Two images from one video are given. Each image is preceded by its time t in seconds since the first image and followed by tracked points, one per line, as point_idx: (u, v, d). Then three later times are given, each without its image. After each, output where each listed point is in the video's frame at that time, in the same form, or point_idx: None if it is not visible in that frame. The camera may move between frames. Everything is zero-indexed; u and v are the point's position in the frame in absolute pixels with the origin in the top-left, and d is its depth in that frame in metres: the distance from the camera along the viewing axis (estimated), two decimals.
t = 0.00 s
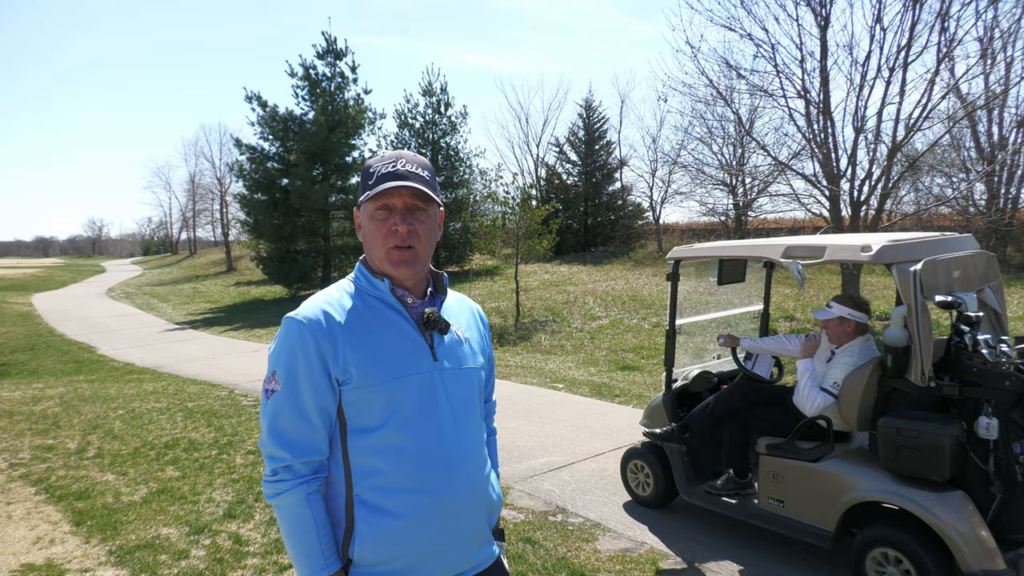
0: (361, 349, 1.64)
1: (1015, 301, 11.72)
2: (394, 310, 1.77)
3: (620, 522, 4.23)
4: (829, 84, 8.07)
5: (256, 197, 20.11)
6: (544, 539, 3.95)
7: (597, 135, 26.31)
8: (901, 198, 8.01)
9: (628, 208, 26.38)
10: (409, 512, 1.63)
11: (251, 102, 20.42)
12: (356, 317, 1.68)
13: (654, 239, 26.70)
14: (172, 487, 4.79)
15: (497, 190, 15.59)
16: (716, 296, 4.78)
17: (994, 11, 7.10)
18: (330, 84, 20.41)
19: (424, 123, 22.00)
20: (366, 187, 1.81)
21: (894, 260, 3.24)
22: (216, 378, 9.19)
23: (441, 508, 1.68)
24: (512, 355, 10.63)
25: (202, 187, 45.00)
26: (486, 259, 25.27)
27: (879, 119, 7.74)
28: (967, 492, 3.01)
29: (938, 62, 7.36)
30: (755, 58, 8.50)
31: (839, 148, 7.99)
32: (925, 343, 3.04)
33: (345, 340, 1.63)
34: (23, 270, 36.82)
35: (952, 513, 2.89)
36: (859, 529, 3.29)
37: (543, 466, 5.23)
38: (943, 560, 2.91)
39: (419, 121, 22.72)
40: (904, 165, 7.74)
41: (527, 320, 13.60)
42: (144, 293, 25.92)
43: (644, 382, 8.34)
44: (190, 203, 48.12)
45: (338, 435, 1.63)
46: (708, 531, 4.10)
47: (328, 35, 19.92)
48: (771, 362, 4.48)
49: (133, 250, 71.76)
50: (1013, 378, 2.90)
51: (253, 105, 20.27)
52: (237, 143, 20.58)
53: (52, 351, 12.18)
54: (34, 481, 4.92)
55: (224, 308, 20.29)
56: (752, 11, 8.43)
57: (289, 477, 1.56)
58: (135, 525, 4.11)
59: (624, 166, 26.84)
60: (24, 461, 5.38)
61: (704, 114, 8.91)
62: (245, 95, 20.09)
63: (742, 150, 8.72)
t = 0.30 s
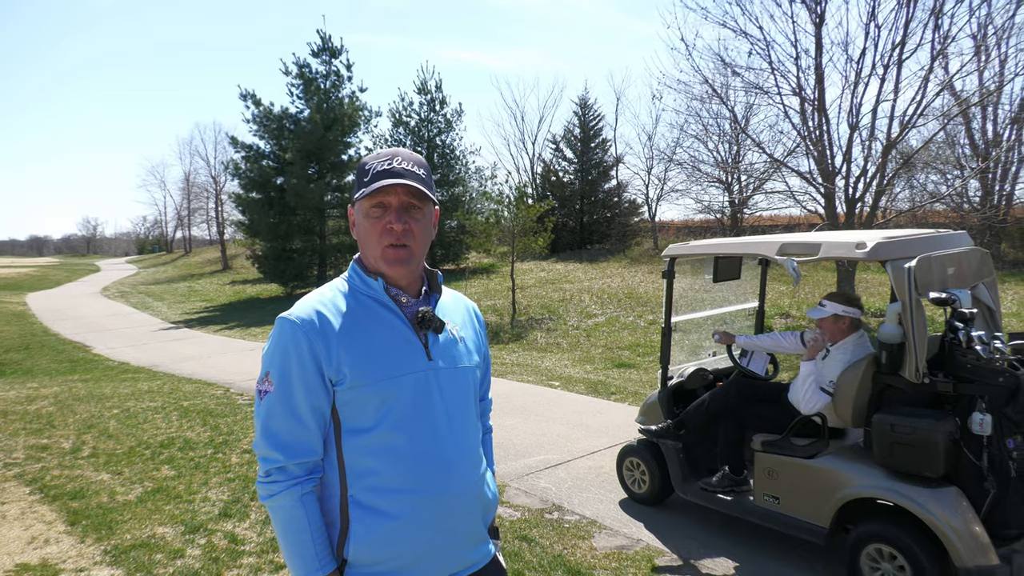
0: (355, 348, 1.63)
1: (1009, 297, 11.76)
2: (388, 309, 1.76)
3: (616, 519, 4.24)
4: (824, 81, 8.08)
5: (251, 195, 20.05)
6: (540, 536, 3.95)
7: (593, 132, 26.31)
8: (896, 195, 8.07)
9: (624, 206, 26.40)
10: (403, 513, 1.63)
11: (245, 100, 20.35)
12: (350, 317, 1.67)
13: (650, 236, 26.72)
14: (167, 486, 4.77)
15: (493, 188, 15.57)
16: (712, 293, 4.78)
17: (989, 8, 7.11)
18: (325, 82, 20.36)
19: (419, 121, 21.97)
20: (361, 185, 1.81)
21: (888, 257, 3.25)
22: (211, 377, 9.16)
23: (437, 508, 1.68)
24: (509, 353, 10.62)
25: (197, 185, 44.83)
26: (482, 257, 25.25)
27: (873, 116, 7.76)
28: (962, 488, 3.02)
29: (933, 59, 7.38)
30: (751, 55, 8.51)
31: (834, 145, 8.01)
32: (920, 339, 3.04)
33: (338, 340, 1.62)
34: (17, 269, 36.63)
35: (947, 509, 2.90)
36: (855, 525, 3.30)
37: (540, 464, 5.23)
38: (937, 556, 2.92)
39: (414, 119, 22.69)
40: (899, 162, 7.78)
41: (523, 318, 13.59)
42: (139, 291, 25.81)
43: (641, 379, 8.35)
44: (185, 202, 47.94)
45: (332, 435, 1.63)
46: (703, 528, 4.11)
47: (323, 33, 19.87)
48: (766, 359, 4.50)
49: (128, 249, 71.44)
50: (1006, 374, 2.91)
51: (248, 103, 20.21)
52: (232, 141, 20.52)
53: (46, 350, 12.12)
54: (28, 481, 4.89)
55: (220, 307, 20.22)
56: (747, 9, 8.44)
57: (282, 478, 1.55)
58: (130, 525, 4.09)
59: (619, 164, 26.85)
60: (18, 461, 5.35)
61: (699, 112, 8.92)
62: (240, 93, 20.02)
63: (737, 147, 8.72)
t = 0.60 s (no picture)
0: (354, 349, 1.63)
1: (1006, 296, 11.79)
2: (388, 309, 1.77)
3: (614, 518, 4.25)
4: (822, 81, 8.09)
5: (250, 194, 20.03)
6: (538, 535, 3.95)
7: (591, 131, 26.32)
8: (894, 194, 8.06)
9: (622, 205, 26.42)
10: (401, 514, 1.63)
11: (244, 99, 20.34)
12: (350, 318, 1.68)
13: (648, 235, 26.75)
14: (165, 485, 4.77)
15: (492, 187, 15.55)
16: (710, 292, 4.79)
17: (987, 8, 7.12)
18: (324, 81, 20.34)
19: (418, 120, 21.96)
20: (364, 183, 1.81)
21: (885, 256, 3.26)
22: (210, 376, 9.15)
23: (434, 507, 1.68)
24: (507, 352, 10.63)
25: (195, 184, 44.74)
26: (481, 256, 25.26)
27: (871, 116, 7.77)
28: (959, 487, 3.03)
29: (931, 58, 7.39)
30: (749, 54, 8.52)
31: (832, 144, 8.02)
32: (918, 339, 3.06)
33: (337, 341, 1.63)
34: (15, 268, 36.56)
35: (943, 508, 2.91)
36: (852, 525, 3.31)
37: (538, 463, 5.24)
38: (934, 554, 2.93)
39: (413, 118, 22.69)
40: (897, 161, 7.81)
41: (521, 317, 13.60)
42: (136, 290, 25.74)
43: (639, 378, 8.36)
44: (183, 200, 47.85)
45: (330, 435, 1.63)
46: (701, 527, 4.11)
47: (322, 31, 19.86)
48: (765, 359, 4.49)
49: (126, 248, 71.32)
50: (1003, 373, 2.90)
51: (246, 102, 20.19)
52: (230, 140, 20.50)
53: (44, 349, 12.10)
54: (26, 480, 4.89)
55: (218, 305, 20.21)
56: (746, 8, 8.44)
57: (279, 478, 1.55)
58: (129, 524, 4.09)
59: (618, 163, 26.87)
60: (16, 460, 5.34)
61: (698, 111, 8.93)
62: (238, 92, 20.01)
63: (736, 146, 8.73)
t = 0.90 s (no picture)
0: (354, 347, 1.63)
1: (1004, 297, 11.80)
2: (389, 307, 1.76)
3: (612, 516, 4.25)
4: (822, 80, 8.09)
5: (249, 191, 20.00)
6: (535, 533, 3.96)
7: (591, 130, 26.32)
8: (893, 194, 8.06)
9: (621, 204, 26.42)
10: (399, 513, 1.63)
11: (244, 96, 20.32)
12: (350, 316, 1.67)
13: (647, 235, 26.75)
14: (163, 482, 4.77)
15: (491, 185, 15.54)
16: (709, 292, 4.79)
17: (987, 8, 7.12)
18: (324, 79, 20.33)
19: (418, 118, 21.95)
20: (374, 177, 1.80)
21: (883, 256, 3.26)
22: (208, 374, 9.15)
23: (432, 507, 1.68)
24: (506, 350, 10.63)
25: (194, 181, 44.67)
26: (480, 254, 25.25)
27: (871, 116, 7.77)
28: (956, 486, 3.03)
29: (930, 59, 7.39)
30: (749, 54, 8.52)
31: (832, 144, 8.02)
32: (915, 339, 3.05)
33: (337, 339, 1.62)
34: (13, 264, 36.51)
35: (940, 508, 2.91)
36: (850, 524, 3.31)
37: (536, 461, 5.24)
38: (930, 554, 2.93)
39: (412, 116, 22.67)
40: (896, 162, 7.81)
41: (520, 316, 13.60)
42: (134, 287, 25.70)
43: (637, 377, 8.36)
44: (182, 198, 47.79)
45: (329, 433, 1.63)
46: (698, 526, 4.12)
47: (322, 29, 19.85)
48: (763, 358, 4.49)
49: (125, 245, 71.21)
50: (1000, 373, 2.90)
51: (246, 99, 20.17)
52: (229, 137, 20.48)
53: (42, 346, 12.07)
54: (24, 477, 4.88)
55: (216, 303, 20.19)
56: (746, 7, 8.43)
57: (278, 475, 1.55)
58: (126, 521, 4.09)
59: (617, 162, 26.87)
60: (14, 457, 5.33)
61: (698, 110, 8.92)
62: (238, 89, 19.99)
63: (735, 146, 8.73)
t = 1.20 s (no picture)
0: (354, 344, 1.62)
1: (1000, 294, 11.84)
2: (388, 303, 1.76)
3: (609, 512, 4.26)
4: (820, 77, 8.08)
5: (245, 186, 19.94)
6: (532, 529, 3.96)
7: (589, 126, 26.30)
8: (890, 190, 8.07)
9: (619, 200, 26.41)
10: (397, 510, 1.63)
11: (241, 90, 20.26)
12: (350, 312, 1.66)
13: (645, 231, 26.76)
14: (159, 477, 4.76)
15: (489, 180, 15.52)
16: (706, 288, 4.79)
17: (984, 5, 7.12)
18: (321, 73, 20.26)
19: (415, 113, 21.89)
20: (370, 174, 1.79)
21: (880, 253, 3.26)
22: (204, 369, 9.13)
23: (431, 505, 1.68)
24: (503, 346, 10.63)
25: (190, 176, 44.51)
26: (478, 250, 25.23)
27: (868, 112, 7.76)
28: (951, 483, 3.03)
29: (928, 56, 7.39)
30: (747, 50, 8.51)
31: (829, 140, 8.02)
32: (912, 336, 3.05)
33: (338, 336, 1.62)
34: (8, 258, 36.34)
35: (936, 504, 2.92)
36: (845, 520, 3.32)
37: (533, 457, 5.25)
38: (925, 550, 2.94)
39: (410, 111, 22.62)
40: (893, 158, 7.81)
41: (517, 311, 13.60)
42: (131, 282, 25.60)
43: (634, 373, 8.37)
44: (178, 192, 47.64)
45: (328, 430, 1.62)
46: (695, 522, 4.12)
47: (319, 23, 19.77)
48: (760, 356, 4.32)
49: (121, 240, 70.98)
50: (996, 370, 2.93)
51: (243, 93, 20.10)
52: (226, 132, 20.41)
53: (38, 340, 12.04)
54: (19, 472, 4.87)
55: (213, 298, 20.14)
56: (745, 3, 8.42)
57: (277, 471, 1.54)
58: (122, 516, 4.08)
59: (615, 158, 26.85)
60: (9, 451, 5.32)
61: (696, 106, 8.90)
62: (235, 83, 19.93)
63: (732, 142, 8.73)
